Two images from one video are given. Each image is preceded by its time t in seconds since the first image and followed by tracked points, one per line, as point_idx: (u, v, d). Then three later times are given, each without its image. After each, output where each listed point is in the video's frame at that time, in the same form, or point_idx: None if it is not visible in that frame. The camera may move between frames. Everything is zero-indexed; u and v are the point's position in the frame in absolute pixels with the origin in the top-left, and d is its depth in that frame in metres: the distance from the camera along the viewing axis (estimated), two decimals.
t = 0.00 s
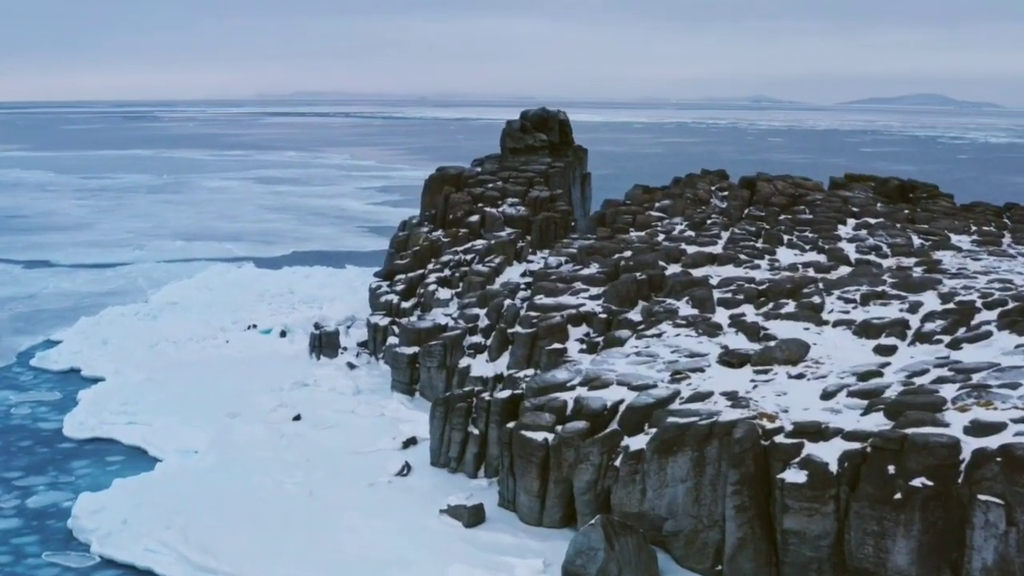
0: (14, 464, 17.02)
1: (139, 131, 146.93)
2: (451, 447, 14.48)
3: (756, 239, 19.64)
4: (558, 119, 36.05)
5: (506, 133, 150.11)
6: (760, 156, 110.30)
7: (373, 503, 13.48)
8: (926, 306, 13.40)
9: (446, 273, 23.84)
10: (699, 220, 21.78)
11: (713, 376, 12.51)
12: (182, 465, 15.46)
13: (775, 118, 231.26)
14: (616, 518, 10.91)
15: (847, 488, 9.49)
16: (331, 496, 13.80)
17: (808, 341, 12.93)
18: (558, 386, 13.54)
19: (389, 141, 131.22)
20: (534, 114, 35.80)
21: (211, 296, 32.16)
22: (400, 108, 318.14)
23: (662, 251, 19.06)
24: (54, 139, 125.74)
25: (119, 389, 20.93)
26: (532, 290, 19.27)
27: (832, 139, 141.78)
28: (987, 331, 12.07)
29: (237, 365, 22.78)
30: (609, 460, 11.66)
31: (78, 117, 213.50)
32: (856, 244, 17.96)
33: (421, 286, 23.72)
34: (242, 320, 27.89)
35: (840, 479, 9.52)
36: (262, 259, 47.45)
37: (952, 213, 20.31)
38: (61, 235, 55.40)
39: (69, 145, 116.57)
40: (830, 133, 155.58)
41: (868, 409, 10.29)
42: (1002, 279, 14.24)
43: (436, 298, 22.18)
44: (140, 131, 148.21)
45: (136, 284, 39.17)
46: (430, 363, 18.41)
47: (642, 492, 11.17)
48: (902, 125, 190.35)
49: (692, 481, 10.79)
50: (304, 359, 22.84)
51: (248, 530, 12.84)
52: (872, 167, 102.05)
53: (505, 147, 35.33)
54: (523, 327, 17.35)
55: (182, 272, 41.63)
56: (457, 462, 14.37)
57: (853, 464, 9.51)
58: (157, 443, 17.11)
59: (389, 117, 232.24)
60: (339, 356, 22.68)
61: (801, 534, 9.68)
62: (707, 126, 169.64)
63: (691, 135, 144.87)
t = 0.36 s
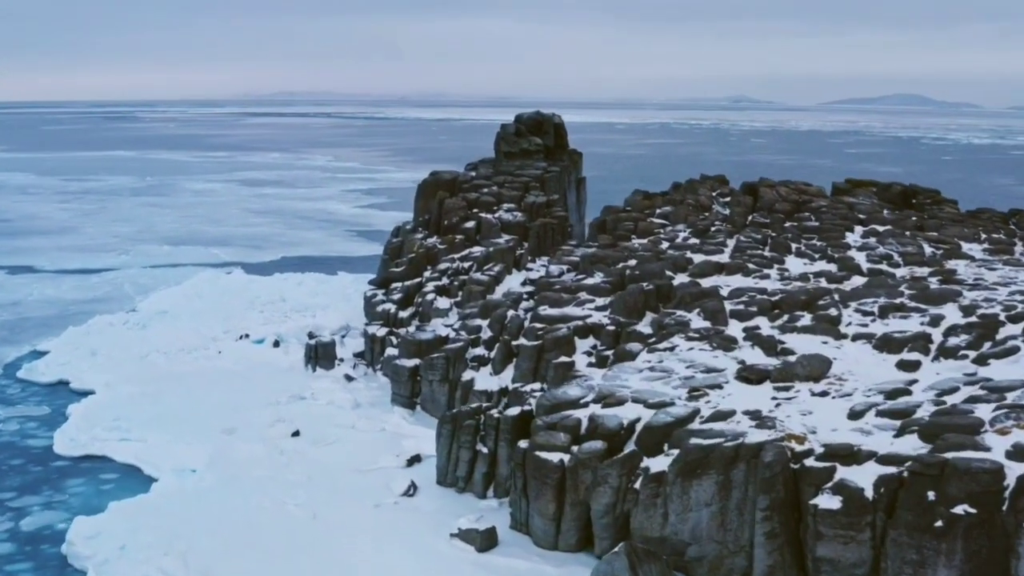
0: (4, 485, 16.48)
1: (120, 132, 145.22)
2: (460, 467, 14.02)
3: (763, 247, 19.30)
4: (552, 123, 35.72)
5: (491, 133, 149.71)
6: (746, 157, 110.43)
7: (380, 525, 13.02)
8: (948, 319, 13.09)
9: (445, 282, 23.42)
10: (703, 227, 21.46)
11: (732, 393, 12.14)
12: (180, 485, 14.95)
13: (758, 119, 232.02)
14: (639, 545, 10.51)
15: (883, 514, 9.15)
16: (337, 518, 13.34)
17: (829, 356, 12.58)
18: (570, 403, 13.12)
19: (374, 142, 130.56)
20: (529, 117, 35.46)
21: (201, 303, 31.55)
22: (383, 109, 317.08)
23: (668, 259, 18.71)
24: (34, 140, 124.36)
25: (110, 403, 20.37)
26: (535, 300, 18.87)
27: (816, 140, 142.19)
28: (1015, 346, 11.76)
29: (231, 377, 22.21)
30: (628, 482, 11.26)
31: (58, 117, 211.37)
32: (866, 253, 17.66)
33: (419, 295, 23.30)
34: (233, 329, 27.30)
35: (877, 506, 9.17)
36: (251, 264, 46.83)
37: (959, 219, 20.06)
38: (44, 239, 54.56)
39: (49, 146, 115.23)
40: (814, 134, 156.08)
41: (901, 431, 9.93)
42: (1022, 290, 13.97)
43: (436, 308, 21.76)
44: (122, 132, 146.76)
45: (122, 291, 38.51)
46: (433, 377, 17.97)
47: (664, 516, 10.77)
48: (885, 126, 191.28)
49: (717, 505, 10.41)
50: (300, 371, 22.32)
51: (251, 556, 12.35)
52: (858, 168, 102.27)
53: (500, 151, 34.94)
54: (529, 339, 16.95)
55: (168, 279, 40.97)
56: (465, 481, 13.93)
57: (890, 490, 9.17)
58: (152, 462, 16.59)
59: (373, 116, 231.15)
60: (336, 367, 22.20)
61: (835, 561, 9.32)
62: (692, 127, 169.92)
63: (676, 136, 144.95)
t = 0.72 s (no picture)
0: None
1: (99, 134, 143.61)
2: (472, 488, 13.60)
3: (771, 256, 19.00)
4: (548, 127, 35.41)
5: (475, 135, 149.31)
6: (730, 158, 110.54)
7: (392, 551, 12.60)
8: (974, 334, 12.84)
9: (444, 292, 23.00)
10: (708, 235, 21.18)
11: (757, 413, 11.81)
12: (182, 509, 14.47)
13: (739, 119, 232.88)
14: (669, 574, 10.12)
15: (928, 544, 8.91)
16: (346, 543, 12.90)
17: (854, 373, 12.26)
18: (588, 422, 12.74)
19: (356, 143, 129.75)
20: (524, 122, 35.17)
21: (191, 312, 30.92)
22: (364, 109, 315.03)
23: (677, 270, 18.38)
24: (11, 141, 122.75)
25: (103, 418, 19.82)
26: (541, 312, 18.48)
27: (798, 140, 142.58)
28: None
29: (226, 391, 21.64)
30: (654, 508, 10.89)
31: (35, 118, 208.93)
32: (878, 263, 17.40)
33: (419, 305, 22.89)
34: (226, 340, 26.71)
35: (922, 534, 8.91)
36: (238, 271, 46.17)
37: (967, 227, 19.85)
38: (25, 245, 53.64)
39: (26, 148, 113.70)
40: (795, 135, 156.68)
41: (942, 456, 9.65)
42: None
43: (436, 318, 21.35)
44: (100, 133, 145.21)
45: (108, 298, 37.80)
46: (438, 392, 17.54)
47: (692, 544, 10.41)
48: (866, 127, 192.24)
49: (750, 533, 10.09)
50: (297, 384, 21.81)
51: None
52: (842, 169, 102.56)
53: (494, 156, 34.55)
54: (537, 354, 16.55)
55: (154, 286, 40.25)
56: (478, 503, 13.52)
57: (935, 518, 8.93)
58: (150, 483, 16.09)
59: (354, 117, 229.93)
60: (334, 381, 21.71)
61: None
62: (675, 128, 170.15)
63: (659, 137, 145.01)
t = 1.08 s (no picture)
0: None
1: (79, 135, 142.19)
2: (488, 510, 13.25)
3: (781, 266, 18.76)
4: (544, 133, 35.18)
5: (458, 137, 149.00)
6: (714, 160, 110.62)
7: None
8: (1001, 349, 12.64)
9: (446, 302, 22.67)
10: (714, 245, 20.96)
11: (785, 433, 11.54)
12: (188, 534, 14.09)
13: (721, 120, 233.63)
14: None
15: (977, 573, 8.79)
16: (360, 570, 12.56)
17: (882, 390, 12.01)
18: (609, 442, 12.42)
19: (338, 145, 128.95)
20: (521, 128, 34.97)
21: (183, 321, 30.36)
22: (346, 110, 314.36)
23: (688, 281, 18.11)
24: None
25: (100, 435, 19.35)
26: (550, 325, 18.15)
27: (781, 142, 142.74)
28: None
29: (225, 404, 21.16)
30: (684, 534, 10.63)
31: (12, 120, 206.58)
32: (892, 273, 17.19)
33: (420, 316, 22.54)
34: (221, 351, 26.17)
35: (970, 563, 8.79)
36: (227, 278, 45.58)
37: (977, 235, 19.70)
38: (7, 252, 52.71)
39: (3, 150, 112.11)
40: (776, 136, 157.40)
41: (985, 481, 9.48)
42: None
43: (440, 330, 21.01)
44: (79, 135, 143.58)
45: (95, 307, 37.13)
46: (446, 409, 17.18)
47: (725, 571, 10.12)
48: (846, 128, 193.17)
49: (786, 559, 9.82)
50: (297, 398, 21.35)
51: None
52: (827, 171, 102.83)
53: (490, 161, 34.27)
54: (548, 368, 16.24)
55: (142, 294, 39.62)
56: (494, 526, 13.19)
57: (984, 545, 8.82)
58: (152, 504, 15.69)
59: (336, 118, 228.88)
60: (335, 394, 21.28)
61: None
62: (658, 130, 170.41)
63: (642, 138, 144.99)
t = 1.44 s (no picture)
0: None
1: (63, 137, 140.95)
2: (503, 528, 13.03)
3: (790, 274, 18.58)
4: (542, 137, 34.97)
5: (445, 137, 148.53)
6: (701, 162, 110.61)
7: None
8: None
9: (449, 311, 22.42)
10: (721, 252, 20.80)
11: (809, 449, 11.35)
12: (194, 556, 13.79)
13: (706, 120, 234.02)
14: None
15: None
16: None
17: (906, 405, 11.83)
18: (628, 459, 12.19)
19: (324, 147, 128.19)
20: (518, 131, 34.78)
21: (177, 329, 29.87)
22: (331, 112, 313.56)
23: (697, 291, 17.93)
24: None
25: (98, 450, 18.96)
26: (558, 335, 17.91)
27: (767, 143, 142.91)
28: None
29: (224, 415, 20.78)
30: (710, 554, 10.47)
31: None
32: (902, 281, 17.04)
33: (422, 325, 22.28)
34: (218, 361, 25.67)
35: None
36: (218, 284, 45.07)
37: (985, 242, 19.59)
38: None
39: None
40: (762, 137, 157.72)
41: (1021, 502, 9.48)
42: None
43: (443, 340, 20.75)
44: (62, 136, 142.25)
45: (86, 314, 36.59)
46: (454, 422, 16.87)
47: None
48: (831, 128, 193.74)
49: None
50: (298, 410, 20.99)
51: None
52: (815, 172, 103.02)
53: (488, 166, 34.17)
54: (558, 381, 16.03)
55: (133, 301, 39.08)
56: (510, 544, 12.95)
57: None
58: (155, 523, 15.38)
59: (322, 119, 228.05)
60: (337, 406, 20.96)
61: None
62: (644, 131, 170.62)
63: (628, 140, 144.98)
